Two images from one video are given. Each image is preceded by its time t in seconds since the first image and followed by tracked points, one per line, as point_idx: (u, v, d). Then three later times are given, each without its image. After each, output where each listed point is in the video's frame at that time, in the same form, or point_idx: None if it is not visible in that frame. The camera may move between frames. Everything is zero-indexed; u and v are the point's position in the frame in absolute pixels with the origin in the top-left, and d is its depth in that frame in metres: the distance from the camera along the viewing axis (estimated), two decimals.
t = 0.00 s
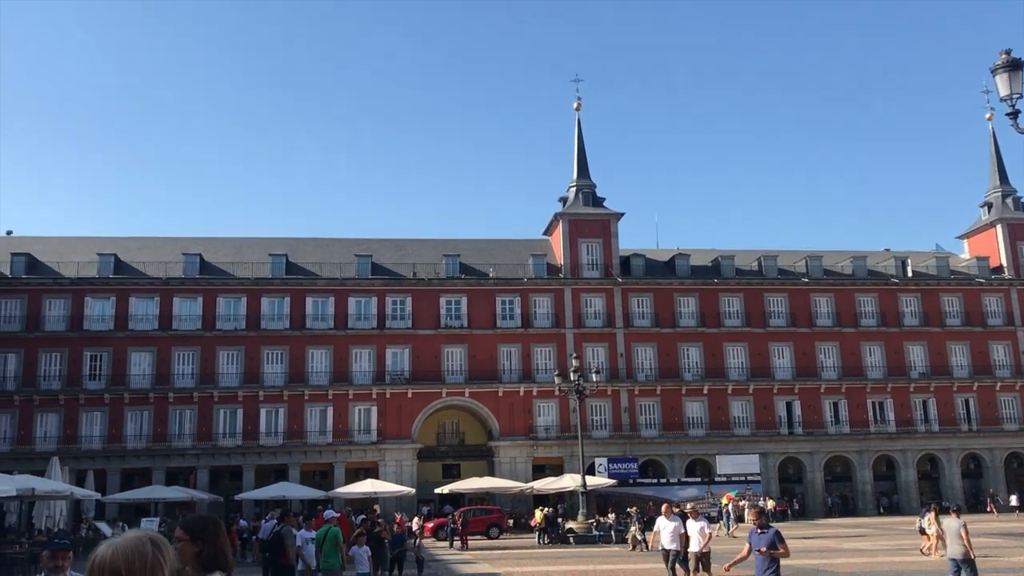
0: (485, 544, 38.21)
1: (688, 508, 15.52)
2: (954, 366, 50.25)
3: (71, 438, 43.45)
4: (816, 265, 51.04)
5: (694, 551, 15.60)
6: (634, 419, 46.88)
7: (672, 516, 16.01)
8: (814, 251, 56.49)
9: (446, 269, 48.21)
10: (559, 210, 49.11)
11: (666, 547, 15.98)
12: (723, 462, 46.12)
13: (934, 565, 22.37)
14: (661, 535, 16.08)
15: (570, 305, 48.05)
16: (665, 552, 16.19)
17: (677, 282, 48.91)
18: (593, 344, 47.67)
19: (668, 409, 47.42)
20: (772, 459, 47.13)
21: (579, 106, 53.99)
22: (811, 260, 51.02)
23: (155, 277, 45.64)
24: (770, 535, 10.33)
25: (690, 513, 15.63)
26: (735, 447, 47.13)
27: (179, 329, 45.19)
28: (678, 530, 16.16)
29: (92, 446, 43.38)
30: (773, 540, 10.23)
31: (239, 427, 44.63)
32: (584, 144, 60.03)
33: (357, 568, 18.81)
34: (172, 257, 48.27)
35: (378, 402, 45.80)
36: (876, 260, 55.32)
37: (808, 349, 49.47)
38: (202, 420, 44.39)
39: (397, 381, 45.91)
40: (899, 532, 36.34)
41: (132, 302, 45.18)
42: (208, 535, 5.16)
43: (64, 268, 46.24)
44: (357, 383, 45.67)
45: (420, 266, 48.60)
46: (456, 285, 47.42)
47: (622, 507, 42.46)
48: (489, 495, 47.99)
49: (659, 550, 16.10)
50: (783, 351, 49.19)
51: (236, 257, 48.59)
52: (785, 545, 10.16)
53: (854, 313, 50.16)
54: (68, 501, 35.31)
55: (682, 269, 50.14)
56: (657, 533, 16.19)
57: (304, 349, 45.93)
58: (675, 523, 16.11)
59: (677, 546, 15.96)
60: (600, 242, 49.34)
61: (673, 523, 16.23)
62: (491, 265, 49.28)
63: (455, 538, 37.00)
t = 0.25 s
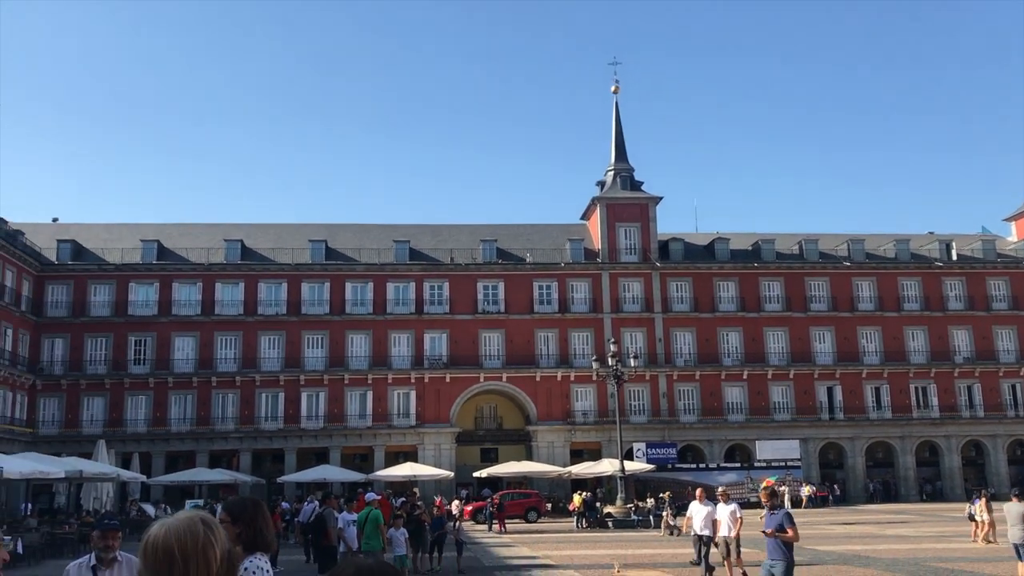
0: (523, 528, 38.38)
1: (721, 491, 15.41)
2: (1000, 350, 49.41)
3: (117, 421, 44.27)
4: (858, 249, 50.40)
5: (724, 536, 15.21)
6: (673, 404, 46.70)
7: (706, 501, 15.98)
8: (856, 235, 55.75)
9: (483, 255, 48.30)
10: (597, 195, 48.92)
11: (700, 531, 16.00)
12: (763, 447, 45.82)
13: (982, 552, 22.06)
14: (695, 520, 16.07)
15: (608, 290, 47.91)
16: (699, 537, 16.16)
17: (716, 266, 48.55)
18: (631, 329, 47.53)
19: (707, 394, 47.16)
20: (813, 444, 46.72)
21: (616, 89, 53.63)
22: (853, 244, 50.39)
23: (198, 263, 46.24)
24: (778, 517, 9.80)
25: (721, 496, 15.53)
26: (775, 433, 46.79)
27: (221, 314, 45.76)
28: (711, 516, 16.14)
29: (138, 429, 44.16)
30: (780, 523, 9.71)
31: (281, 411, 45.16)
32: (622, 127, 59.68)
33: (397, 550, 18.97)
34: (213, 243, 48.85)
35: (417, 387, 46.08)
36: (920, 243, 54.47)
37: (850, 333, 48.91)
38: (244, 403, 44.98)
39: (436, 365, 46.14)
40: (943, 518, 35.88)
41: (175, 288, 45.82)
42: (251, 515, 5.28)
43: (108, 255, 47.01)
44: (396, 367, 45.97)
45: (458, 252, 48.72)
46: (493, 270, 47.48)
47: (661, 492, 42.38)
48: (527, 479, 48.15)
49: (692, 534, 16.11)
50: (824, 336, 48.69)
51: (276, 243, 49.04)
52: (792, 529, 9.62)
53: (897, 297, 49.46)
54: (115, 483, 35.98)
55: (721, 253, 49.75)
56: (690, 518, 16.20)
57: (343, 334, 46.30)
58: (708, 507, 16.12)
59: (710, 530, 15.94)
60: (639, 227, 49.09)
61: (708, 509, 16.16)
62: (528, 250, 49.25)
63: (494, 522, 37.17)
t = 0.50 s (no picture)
0: (555, 516, 38.38)
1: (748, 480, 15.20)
2: None
3: (154, 409, 44.82)
4: (893, 235, 49.75)
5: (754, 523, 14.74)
6: (705, 392, 46.44)
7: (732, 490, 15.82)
8: (891, 220, 55.01)
9: (514, 243, 48.28)
10: (628, 182, 48.66)
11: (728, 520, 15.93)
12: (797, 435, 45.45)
13: None
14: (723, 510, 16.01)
15: (639, 278, 47.68)
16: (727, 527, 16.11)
17: (749, 253, 48.13)
18: (663, 317, 47.29)
19: (740, 382, 46.84)
20: (848, 432, 46.25)
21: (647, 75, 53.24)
22: (888, 230, 49.75)
23: (232, 253, 46.63)
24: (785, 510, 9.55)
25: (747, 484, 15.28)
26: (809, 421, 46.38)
27: (255, 303, 46.12)
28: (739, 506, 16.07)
29: (174, 417, 44.68)
30: (786, 514, 9.45)
31: (315, 399, 45.50)
32: (653, 114, 59.27)
33: (430, 537, 19.03)
34: (246, 233, 49.22)
35: (449, 375, 46.19)
36: (957, 228, 53.64)
37: (885, 321, 48.34)
38: (279, 392, 45.36)
39: (467, 354, 46.21)
40: (981, 507, 35.38)
41: (209, 278, 46.23)
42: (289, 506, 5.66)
43: (144, 246, 47.55)
44: (428, 356, 46.11)
45: (489, 241, 48.71)
46: (524, 258, 47.40)
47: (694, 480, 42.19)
48: (559, 467, 48.15)
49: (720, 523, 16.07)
50: (859, 323, 48.15)
51: (308, 233, 49.30)
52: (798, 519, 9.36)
53: (934, 283, 48.78)
54: (152, 471, 36.44)
55: (754, 240, 49.32)
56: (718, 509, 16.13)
57: (375, 323, 46.50)
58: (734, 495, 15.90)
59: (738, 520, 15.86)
60: (670, 214, 48.77)
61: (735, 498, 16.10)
62: (559, 238, 49.09)
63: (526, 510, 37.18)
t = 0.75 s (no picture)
0: (589, 506, 38.29)
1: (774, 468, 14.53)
2: None
3: (190, 401, 45.26)
4: (929, 222, 48.99)
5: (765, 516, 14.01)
6: (739, 382, 46.08)
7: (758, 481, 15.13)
8: (926, 207, 54.17)
9: (544, 234, 48.16)
10: (659, 170, 48.31)
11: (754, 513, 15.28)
12: (832, 425, 44.94)
13: None
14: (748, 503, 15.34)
15: (671, 267, 47.34)
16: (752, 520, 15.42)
17: (783, 242, 47.61)
18: (696, 307, 46.98)
19: (774, 372, 46.41)
20: (884, 422, 45.68)
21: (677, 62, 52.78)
22: (924, 217, 49.01)
23: (265, 246, 46.88)
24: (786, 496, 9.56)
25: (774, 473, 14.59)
26: (844, 411, 45.85)
27: (288, 296, 46.36)
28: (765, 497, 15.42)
29: (210, 409, 45.09)
30: (788, 502, 9.45)
31: (348, 391, 45.72)
32: (683, 102, 58.78)
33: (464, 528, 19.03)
34: (279, 226, 49.51)
35: (481, 365, 46.18)
36: (994, 214, 52.72)
37: (921, 308, 47.63)
38: (312, 383, 45.61)
39: (499, 345, 46.19)
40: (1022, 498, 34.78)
41: (243, 271, 46.54)
42: (327, 501, 5.70)
43: (178, 240, 47.98)
44: (459, 347, 46.15)
45: (519, 231, 48.62)
46: (555, 249, 47.24)
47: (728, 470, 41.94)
48: (592, 457, 48.04)
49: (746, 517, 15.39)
50: (895, 312, 47.48)
51: (339, 225, 49.49)
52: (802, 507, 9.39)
53: (971, 271, 47.96)
54: (188, 462, 36.77)
55: (788, 228, 48.80)
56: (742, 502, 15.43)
57: (407, 314, 46.59)
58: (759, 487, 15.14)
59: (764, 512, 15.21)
60: (702, 202, 48.36)
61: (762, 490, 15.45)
62: (590, 229, 48.88)
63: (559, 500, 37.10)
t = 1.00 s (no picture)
0: (615, 501, 38.19)
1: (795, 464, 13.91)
2: None
3: (218, 397, 45.61)
4: (959, 213, 48.40)
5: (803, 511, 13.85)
6: (766, 376, 45.77)
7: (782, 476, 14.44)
8: (956, 198, 53.53)
9: (569, 228, 48.06)
10: (685, 164, 48.05)
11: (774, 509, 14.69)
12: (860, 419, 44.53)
13: None
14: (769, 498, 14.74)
15: (697, 261, 47.07)
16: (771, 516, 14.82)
17: (810, 234, 47.21)
18: (722, 301, 46.70)
19: (802, 365, 46.06)
20: (913, 416, 45.21)
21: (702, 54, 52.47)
22: (954, 208, 48.41)
23: (291, 243, 47.12)
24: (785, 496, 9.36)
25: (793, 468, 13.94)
26: (872, 405, 45.44)
27: (315, 292, 46.57)
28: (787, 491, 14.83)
29: (238, 405, 45.42)
30: (786, 502, 9.24)
31: (374, 386, 45.89)
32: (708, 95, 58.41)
33: (492, 522, 19.01)
34: (305, 223, 49.74)
35: (506, 360, 46.17)
36: None
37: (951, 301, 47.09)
38: (339, 378, 45.85)
39: (524, 340, 46.17)
40: None
41: (270, 267, 46.82)
42: (352, 494, 5.74)
43: (206, 237, 48.35)
44: (484, 342, 46.16)
45: (544, 226, 48.56)
46: (579, 243, 47.12)
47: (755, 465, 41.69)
48: (618, 452, 47.94)
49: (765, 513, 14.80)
50: (924, 304, 46.96)
51: (365, 221, 49.65)
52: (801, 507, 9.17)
53: (1003, 262, 47.33)
54: (217, 457, 37.07)
55: (815, 221, 48.39)
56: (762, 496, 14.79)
57: (432, 310, 46.68)
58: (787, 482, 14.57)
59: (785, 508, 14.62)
60: (728, 195, 48.06)
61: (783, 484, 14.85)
62: (615, 223, 48.72)
63: (585, 495, 37.04)
